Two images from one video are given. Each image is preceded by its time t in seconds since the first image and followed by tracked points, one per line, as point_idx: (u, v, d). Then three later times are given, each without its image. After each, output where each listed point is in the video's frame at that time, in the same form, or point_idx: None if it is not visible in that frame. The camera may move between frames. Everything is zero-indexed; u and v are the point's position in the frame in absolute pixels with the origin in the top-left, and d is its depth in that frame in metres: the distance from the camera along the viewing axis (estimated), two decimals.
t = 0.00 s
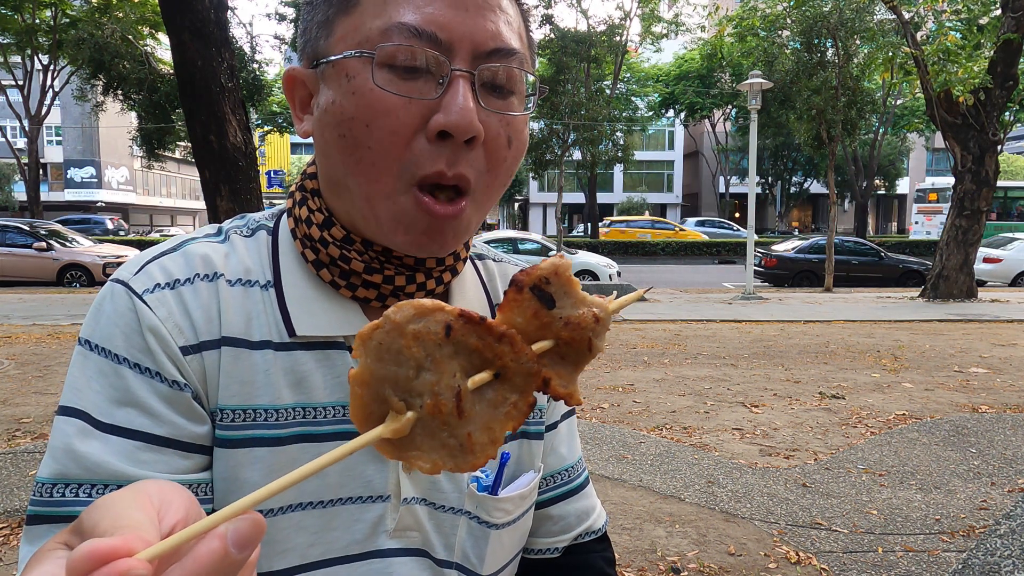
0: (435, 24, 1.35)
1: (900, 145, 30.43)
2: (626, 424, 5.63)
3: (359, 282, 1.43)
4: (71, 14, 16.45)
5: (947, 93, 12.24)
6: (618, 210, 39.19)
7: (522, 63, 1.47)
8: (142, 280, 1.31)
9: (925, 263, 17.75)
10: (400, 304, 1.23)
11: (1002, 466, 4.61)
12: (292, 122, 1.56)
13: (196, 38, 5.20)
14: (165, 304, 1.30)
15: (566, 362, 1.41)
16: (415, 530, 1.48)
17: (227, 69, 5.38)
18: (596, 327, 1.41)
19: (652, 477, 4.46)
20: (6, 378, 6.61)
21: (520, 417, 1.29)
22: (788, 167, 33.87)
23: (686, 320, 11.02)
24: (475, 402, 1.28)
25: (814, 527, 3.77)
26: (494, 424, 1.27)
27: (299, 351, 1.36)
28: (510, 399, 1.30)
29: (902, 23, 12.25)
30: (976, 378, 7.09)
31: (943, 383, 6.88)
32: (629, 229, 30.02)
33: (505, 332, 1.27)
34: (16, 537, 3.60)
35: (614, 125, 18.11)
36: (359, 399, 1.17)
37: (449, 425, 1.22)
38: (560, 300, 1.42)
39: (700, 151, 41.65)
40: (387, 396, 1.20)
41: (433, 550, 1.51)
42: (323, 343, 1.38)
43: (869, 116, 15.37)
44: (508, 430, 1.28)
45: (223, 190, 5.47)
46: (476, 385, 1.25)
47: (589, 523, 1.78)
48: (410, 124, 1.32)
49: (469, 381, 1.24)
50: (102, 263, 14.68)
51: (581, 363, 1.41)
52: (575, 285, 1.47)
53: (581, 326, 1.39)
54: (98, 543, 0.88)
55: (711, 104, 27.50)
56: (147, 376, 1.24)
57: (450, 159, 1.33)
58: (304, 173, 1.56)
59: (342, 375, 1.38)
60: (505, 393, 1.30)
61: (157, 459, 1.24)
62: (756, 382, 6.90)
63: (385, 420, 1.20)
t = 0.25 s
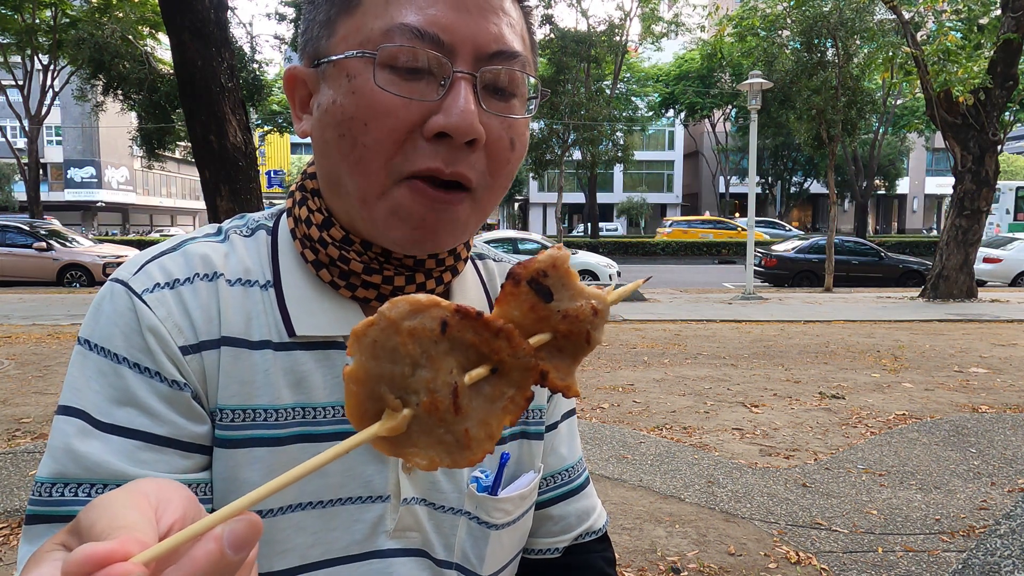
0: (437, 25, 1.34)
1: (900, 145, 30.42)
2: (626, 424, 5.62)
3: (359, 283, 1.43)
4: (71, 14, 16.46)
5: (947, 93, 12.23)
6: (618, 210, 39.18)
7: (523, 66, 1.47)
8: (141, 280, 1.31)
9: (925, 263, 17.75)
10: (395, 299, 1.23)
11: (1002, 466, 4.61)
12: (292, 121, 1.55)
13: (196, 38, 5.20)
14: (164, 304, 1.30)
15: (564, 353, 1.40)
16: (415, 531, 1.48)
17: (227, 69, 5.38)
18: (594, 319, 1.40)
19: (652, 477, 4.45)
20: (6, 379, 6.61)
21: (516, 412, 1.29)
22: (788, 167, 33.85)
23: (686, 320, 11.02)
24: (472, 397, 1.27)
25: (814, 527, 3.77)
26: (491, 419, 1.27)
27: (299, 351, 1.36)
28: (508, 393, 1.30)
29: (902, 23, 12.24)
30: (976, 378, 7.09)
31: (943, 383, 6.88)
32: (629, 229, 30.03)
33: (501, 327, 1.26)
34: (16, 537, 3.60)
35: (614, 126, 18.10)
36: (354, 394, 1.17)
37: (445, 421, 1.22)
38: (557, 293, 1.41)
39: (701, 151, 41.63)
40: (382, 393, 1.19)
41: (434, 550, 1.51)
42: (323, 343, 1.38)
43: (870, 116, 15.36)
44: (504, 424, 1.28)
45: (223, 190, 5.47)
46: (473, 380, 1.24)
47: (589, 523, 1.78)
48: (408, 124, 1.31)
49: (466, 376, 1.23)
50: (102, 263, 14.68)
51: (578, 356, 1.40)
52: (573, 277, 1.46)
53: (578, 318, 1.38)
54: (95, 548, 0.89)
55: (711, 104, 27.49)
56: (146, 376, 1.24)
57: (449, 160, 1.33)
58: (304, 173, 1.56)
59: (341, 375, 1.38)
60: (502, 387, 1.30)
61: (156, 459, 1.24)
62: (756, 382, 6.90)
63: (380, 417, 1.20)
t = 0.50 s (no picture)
0: (443, 32, 1.34)
1: (900, 145, 30.41)
2: (626, 424, 5.63)
3: (363, 285, 1.43)
4: (71, 14, 16.46)
5: (947, 93, 12.24)
6: (618, 210, 39.18)
7: (529, 72, 1.46)
8: (144, 280, 1.31)
9: (925, 263, 17.75)
10: (422, 291, 1.22)
11: (1002, 466, 4.61)
12: (296, 123, 1.56)
13: (196, 38, 5.20)
14: (168, 304, 1.30)
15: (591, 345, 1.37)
16: (417, 532, 1.48)
17: (227, 69, 5.38)
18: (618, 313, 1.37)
19: (652, 477, 4.46)
20: (6, 379, 6.61)
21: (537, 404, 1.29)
22: (788, 167, 33.84)
23: (686, 320, 11.02)
24: (494, 387, 1.26)
25: (814, 527, 3.77)
26: (512, 411, 1.27)
27: (302, 352, 1.36)
28: (529, 385, 1.29)
29: (902, 23, 12.25)
30: (976, 378, 7.09)
31: (943, 383, 6.88)
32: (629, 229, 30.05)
33: (527, 320, 1.24)
34: (16, 537, 3.60)
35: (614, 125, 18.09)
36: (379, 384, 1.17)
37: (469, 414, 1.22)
38: (583, 287, 1.37)
39: (701, 151, 41.63)
40: (407, 383, 1.19)
41: (435, 551, 1.51)
42: (327, 344, 1.38)
43: (870, 116, 15.36)
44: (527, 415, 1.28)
45: (223, 190, 5.47)
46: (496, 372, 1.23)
47: (589, 523, 1.78)
48: (415, 128, 1.31)
49: (490, 369, 1.23)
50: (102, 263, 14.69)
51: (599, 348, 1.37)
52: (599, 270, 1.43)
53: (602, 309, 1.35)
54: (123, 533, 0.88)
55: (711, 104, 27.48)
56: (149, 375, 1.24)
57: (455, 165, 1.33)
58: (307, 174, 1.56)
59: (344, 376, 1.38)
60: (524, 379, 1.29)
61: (159, 457, 1.23)
62: (756, 383, 6.90)
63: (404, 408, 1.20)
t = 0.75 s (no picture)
0: (434, 38, 1.33)
1: (900, 145, 30.40)
2: (626, 424, 5.62)
3: (355, 288, 1.43)
4: (71, 14, 16.47)
5: (947, 93, 12.24)
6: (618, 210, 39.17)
7: (520, 78, 1.47)
8: (139, 282, 1.31)
9: (925, 263, 17.75)
10: (453, 296, 1.18)
11: (1001, 466, 4.61)
12: (289, 127, 1.56)
13: (196, 38, 5.20)
14: (163, 306, 1.30)
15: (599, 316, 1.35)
16: (412, 532, 1.48)
17: (227, 69, 5.38)
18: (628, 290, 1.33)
19: (652, 477, 4.45)
20: (6, 378, 6.61)
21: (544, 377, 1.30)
22: (788, 167, 33.82)
23: (686, 320, 11.02)
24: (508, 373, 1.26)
25: (815, 527, 3.77)
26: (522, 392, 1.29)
27: (296, 353, 1.36)
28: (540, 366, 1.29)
29: (902, 23, 12.24)
30: (976, 378, 7.08)
31: (943, 384, 6.88)
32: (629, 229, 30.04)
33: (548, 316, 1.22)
34: (16, 537, 3.60)
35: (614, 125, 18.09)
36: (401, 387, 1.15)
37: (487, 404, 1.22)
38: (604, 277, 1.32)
39: (701, 151, 41.61)
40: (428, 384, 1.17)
41: (431, 551, 1.51)
42: (321, 346, 1.38)
43: (869, 116, 15.37)
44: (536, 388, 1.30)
45: (224, 190, 5.47)
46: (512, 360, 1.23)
47: (585, 522, 1.79)
48: (406, 136, 1.31)
49: (506, 358, 1.22)
50: (102, 263, 14.68)
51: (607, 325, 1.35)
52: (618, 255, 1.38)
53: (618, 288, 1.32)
54: (148, 547, 0.87)
55: (711, 104, 27.47)
56: (147, 375, 1.24)
57: (448, 171, 1.33)
58: (301, 177, 1.56)
59: (338, 377, 1.38)
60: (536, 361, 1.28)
61: (159, 456, 1.23)
62: (756, 383, 6.90)
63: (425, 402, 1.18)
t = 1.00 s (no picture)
0: (398, 37, 1.33)
1: (900, 145, 30.41)
2: (626, 424, 5.63)
3: (329, 288, 1.42)
4: (71, 14, 16.47)
5: (947, 93, 12.24)
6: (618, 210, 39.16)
7: (490, 75, 1.47)
8: (122, 283, 1.34)
9: (925, 263, 17.75)
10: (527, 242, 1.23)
11: (1002, 467, 4.61)
12: (261, 131, 1.57)
13: (196, 38, 5.20)
14: (146, 304, 1.32)
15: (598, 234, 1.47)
16: (395, 530, 1.50)
17: (227, 69, 5.38)
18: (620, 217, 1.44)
19: (652, 477, 4.46)
20: (6, 378, 6.61)
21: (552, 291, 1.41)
22: (788, 167, 33.81)
23: (686, 320, 11.02)
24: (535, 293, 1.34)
25: (814, 527, 3.77)
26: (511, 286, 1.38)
27: (276, 351, 1.36)
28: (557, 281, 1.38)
29: (902, 23, 12.25)
30: (976, 378, 7.09)
31: (943, 383, 6.88)
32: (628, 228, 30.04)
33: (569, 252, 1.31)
34: (17, 537, 3.60)
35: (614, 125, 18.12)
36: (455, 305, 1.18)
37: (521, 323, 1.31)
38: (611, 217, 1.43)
39: (700, 151, 41.62)
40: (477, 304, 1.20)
41: (415, 548, 1.52)
42: (299, 344, 1.38)
43: (869, 116, 15.38)
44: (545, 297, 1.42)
45: (223, 190, 5.47)
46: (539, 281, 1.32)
47: (581, 521, 1.78)
48: (373, 135, 1.32)
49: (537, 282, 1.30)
50: (102, 263, 14.69)
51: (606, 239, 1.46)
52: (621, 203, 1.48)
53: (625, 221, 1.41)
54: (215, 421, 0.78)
55: (711, 104, 27.47)
56: (138, 369, 1.25)
57: (414, 171, 1.32)
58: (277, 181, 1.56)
59: (318, 375, 1.39)
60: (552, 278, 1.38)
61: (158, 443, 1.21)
62: (756, 383, 6.91)
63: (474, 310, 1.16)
